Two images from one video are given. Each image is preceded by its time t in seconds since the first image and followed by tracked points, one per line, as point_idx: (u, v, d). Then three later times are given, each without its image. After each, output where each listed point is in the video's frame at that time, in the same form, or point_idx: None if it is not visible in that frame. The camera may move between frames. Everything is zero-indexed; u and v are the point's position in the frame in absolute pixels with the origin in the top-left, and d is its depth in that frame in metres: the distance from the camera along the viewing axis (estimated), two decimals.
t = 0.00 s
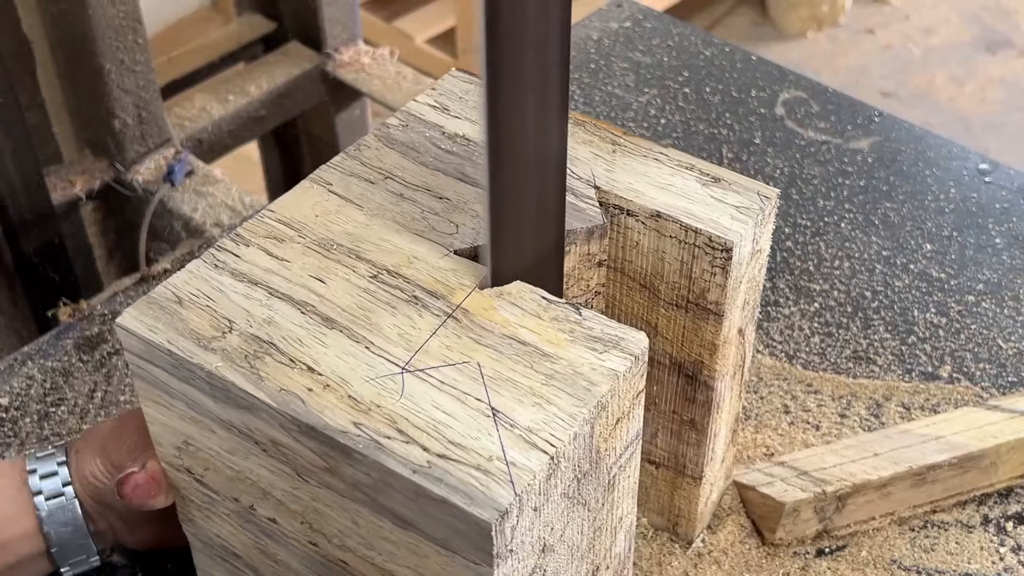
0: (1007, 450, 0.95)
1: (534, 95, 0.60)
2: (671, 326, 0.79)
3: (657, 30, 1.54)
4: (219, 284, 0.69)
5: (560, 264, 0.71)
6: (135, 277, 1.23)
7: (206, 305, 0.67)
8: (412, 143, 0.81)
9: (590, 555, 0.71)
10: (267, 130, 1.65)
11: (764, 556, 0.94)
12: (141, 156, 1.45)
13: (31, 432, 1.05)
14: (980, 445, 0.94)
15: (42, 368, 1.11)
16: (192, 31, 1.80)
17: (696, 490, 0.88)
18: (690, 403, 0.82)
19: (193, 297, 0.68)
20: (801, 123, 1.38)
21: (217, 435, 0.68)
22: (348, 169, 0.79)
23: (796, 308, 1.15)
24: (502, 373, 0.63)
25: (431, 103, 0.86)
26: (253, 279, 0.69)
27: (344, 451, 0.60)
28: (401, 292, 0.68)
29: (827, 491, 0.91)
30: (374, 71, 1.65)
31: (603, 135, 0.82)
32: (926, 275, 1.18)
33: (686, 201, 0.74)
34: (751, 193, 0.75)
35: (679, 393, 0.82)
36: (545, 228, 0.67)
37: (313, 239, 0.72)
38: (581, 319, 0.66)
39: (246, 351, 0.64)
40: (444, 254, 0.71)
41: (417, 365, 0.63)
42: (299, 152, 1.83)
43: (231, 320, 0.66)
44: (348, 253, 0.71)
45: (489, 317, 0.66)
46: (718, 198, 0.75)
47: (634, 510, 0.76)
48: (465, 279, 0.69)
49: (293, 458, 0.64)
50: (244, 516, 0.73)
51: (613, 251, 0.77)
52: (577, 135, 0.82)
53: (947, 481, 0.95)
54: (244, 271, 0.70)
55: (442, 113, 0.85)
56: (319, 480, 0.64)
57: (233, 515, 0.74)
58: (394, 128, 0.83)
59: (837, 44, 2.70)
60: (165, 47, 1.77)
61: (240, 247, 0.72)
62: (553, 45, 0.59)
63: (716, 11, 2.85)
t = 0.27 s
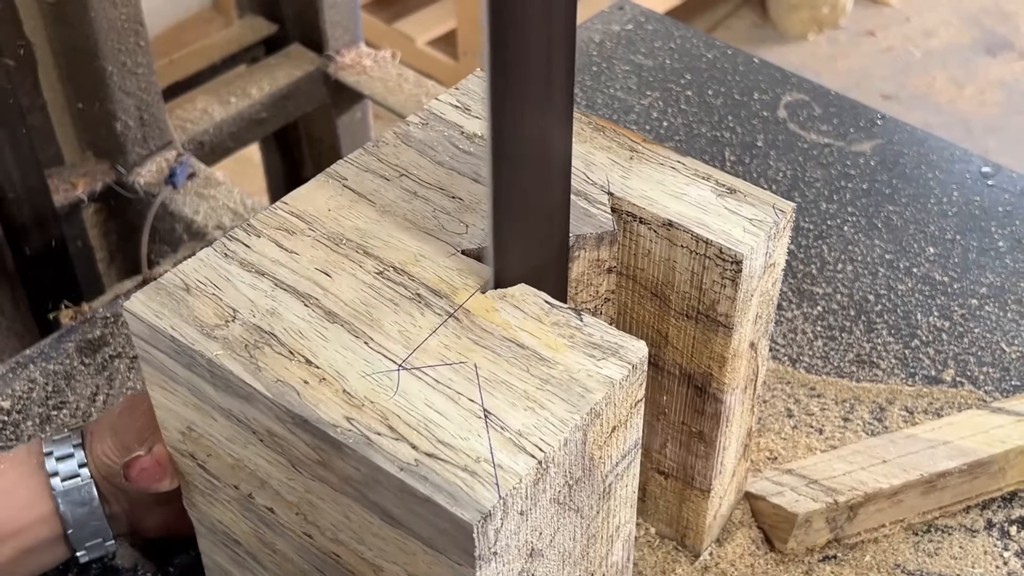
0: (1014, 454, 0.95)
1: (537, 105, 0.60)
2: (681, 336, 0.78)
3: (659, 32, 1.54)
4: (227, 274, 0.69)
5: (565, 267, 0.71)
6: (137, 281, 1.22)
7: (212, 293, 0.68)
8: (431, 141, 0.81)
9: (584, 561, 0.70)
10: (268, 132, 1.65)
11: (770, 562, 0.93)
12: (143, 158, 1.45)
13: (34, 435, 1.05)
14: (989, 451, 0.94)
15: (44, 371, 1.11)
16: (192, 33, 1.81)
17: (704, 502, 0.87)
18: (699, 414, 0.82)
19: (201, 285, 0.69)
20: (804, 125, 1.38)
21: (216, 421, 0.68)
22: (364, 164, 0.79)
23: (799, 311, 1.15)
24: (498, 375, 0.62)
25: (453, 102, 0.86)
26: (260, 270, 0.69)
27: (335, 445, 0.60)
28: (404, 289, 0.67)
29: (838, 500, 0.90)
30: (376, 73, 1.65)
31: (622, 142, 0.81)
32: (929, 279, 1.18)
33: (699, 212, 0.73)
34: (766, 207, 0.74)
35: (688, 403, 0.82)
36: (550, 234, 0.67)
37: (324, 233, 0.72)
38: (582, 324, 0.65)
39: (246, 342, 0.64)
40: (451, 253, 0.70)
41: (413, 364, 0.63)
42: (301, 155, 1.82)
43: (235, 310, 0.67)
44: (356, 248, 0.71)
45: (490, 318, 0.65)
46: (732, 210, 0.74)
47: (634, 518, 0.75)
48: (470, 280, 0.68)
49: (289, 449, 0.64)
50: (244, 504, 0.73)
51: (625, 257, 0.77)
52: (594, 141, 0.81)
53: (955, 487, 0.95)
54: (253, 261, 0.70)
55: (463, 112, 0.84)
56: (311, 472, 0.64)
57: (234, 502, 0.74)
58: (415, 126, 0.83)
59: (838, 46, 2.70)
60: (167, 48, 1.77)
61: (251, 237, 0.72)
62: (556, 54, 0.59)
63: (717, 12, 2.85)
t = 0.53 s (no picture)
0: (1018, 463, 0.94)
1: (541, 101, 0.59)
2: (688, 347, 0.78)
3: (660, 36, 1.54)
4: (232, 271, 0.69)
5: (566, 274, 0.70)
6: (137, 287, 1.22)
7: (215, 290, 0.68)
8: (441, 145, 0.81)
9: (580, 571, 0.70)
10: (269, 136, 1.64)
11: (775, 570, 0.92)
12: (143, 162, 1.45)
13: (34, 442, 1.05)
14: (994, 459, 0.93)
15: (43, 377, 1.10)
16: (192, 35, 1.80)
17: (708, 515, 0.87)
18: (705, 427, 0.81)
19: (205, 281, 0.69)
20: (806, 130, 1.38)
21: (215, 418, 0.68)
22: (375, 166, 0.78)
23: (801, 317, 1.15)
24: (494, 382, 0.61)
25: (468, 107, 0.85)
26: (264, 268, 0.69)
27: (328, 447, 0.59)
28: (406, 292, 0.67)
29: (842, 509, 0.90)
30: (376, 77, 1.65)
31: (634, 150, 0.80)
32: (931, 285, 1.17)
33: (707, 223, 0.73)
34: (775, 220, 0.73)
35: (693, 415, 0.81)
36: (552, 237, 0.66)
37: (330, 234, 0.72)
38: (581, 334, 0.64)
39: (246, 340, 0.64)
40: (455, 257, 0.70)
41: (410, 368, 0.62)
42: (302, 159, 1.82)
43: (237, 308, 0.67)
44: (361, 250, 0.70)
45: (490, 325, 0.65)
46: (740, 222, 0.73)
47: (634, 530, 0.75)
48: (472, 285, 0.68)
49: (284, 448, 0.64)
50: (244, 500, 0.73)
51: (632, 266, 0.77)
52: (606, 149, 0.81)
53: (959, 494, 0.94)
54: (257, 260, 0.70)
55: (478, 116, 0.83)
56: (306, 473, 0.64)
57: (234, 497, 0.74)
58: (427, 129, 0.82)
59: (839, 49, 2.69)
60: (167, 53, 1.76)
61: (258, 236, 0.72)
62: (560, 50, 0.58)
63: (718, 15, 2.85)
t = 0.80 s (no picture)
0: (1019, 464, 0.94)
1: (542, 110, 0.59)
2: (685, 351, 0.78)
3: (659, 38, 1.53)
4: (225, 274, 0.69)
5: (561, 276, 0.70)
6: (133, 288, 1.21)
7: (208, 293, 0.68)
8: (438, 147, 0.80)
9: None
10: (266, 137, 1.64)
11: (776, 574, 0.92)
12: (141, 163, 1.45)
13: (30, 443, 1.04)
14: (994, 461, 0.93)
15: (40, 378, 1.10)
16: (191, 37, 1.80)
17: (706, 519, 0.86)
18: (702, 431, 0.81)
19: (198, 284, 0.68)
20: (805, 131, 1.37)
21: (207, 422, 0.68)
22: (370, 168, 0.78)
23: (800, 318, 1.14)
24: (487, 386, 0.61)
25: (463, 109, 0.84)
26: (258, 271, 0.69)
27: (322, 452, 0.59)
28: (400, 296, 0.67)
29: (843, 511, 0.89)
30: (375, 78, 1.64)
31: (632, 153, 0.80)
32: (931, 286, 1.17)
33: (704, 227, 0.72)
34: (772, 223, 0.73)
35: (692, 419, 0.81)
36: (554, 242, 0.66)
37: (325, 236, 0.71)
38: (577, 338, 0.64)
39: (239, 344, 0.64)
40: (450, 261, 0.69)
41: (404, 371, 0.62)
42: (300, 161, 1.81)
43: (230, 311, 0.66)
44: (356, 253, 0.70)
45: (485, 328, 0.65)
46: (737, 225, 0.72)
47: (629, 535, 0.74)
48: (467, 288, 0.67)
49: (277, 452, 0.63)
50: (238, 507, 0.73)
51: (629, 270, 0.76)
52: (603, 151, 0.80)
53: (960, 496, 0.94)
54: (251, 263, 0.69)
55: (474, 118, 0.83)
56: (300, 476, 0.63)
57: (228, 504, 0.74)
58: (421, 132, 0.82)
59: (838, 51, 2.69)
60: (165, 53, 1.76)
61: (252, 238, 0.72)
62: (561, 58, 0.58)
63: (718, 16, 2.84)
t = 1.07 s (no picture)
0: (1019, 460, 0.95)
1: (537, 101, 0.59)
2: (693, 347, 0.78)
3: (659, 38, 1.54)
4: (240, 263, 0.69)
5: (565, 271, 0.70)
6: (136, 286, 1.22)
7: (223, 282, 0.68)
8: (450, 142, 0.81)
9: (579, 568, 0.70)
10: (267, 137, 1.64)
11: (779, 571, 0.92)
12: (143, 163, 1.45)
13: (32, 442, 1.05)
14: (995, 457, 0.94)
15: (43, 376, 1.11)
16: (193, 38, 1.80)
17: (712, 515, 0.87)
18: (709, 426, 0.81)
19: (213, 273, 0.69)
20: (804, 132, 1.38)
21: (220, 408, 0.69)
22: (383, 162, 0.78)
23: (799, 317, 1.15)
24: (497, 376, 0.61)
25: (474, 104, 0.85)
26: (272, 261, 0.69)
27: (331, 440, 0.60)
28: (412, 287, 0.67)
29: (846, 508, 0.90)
30: (376, 78, 1.65)
31: (643, 150, 0.80)
32: (929, 285, 1.18)
33: (713, 223, 0.73)
34: (781, 220, 0.73)
35: (698, 414, 0.81)
36: (548, 235, 0.66)
37: (338, 228, 0.72)
38: (585, 331, 0.64)
39: (252, 332, 0.65)
40: (462, 254, 0.70)
41: (415, 361, 0.62)
42: (301, 160, 1.82)
43: (244, 299, 0.67)
44: (368, 245, 0.71)
45: (495, 321, 0.65)
46: (747, 222, 0.73)
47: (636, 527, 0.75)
48: (477, 280, 0.68)
49: (288, 440, 0.64)
50: (250, 493, 0.73)
51: (638, 265, 0.77)
52: (614, 147, 0.81)
53: (962, 493, 0.94)
54: (265, 253, 0.70)
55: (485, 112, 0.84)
56: (311, 464, 0.64)
57: (239, 490, 0.74)
58: (437, 126, 0.82)
59: (838, 52, 2.69)
60: (166, 54, 1.77)
61: (266, 229, 0.72)
62: (557, 50, 0.58)
63: (718, 17, 2.85)
